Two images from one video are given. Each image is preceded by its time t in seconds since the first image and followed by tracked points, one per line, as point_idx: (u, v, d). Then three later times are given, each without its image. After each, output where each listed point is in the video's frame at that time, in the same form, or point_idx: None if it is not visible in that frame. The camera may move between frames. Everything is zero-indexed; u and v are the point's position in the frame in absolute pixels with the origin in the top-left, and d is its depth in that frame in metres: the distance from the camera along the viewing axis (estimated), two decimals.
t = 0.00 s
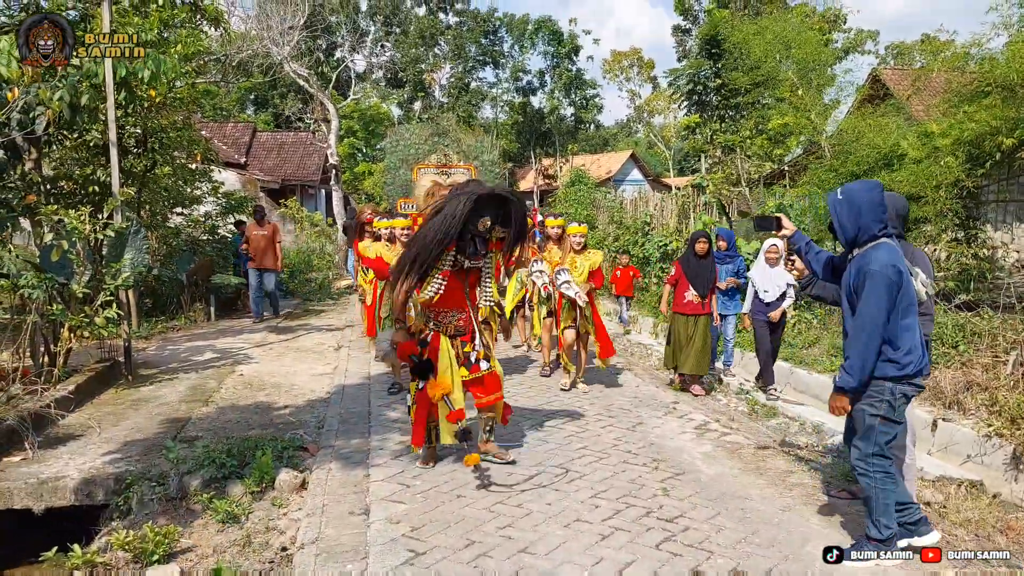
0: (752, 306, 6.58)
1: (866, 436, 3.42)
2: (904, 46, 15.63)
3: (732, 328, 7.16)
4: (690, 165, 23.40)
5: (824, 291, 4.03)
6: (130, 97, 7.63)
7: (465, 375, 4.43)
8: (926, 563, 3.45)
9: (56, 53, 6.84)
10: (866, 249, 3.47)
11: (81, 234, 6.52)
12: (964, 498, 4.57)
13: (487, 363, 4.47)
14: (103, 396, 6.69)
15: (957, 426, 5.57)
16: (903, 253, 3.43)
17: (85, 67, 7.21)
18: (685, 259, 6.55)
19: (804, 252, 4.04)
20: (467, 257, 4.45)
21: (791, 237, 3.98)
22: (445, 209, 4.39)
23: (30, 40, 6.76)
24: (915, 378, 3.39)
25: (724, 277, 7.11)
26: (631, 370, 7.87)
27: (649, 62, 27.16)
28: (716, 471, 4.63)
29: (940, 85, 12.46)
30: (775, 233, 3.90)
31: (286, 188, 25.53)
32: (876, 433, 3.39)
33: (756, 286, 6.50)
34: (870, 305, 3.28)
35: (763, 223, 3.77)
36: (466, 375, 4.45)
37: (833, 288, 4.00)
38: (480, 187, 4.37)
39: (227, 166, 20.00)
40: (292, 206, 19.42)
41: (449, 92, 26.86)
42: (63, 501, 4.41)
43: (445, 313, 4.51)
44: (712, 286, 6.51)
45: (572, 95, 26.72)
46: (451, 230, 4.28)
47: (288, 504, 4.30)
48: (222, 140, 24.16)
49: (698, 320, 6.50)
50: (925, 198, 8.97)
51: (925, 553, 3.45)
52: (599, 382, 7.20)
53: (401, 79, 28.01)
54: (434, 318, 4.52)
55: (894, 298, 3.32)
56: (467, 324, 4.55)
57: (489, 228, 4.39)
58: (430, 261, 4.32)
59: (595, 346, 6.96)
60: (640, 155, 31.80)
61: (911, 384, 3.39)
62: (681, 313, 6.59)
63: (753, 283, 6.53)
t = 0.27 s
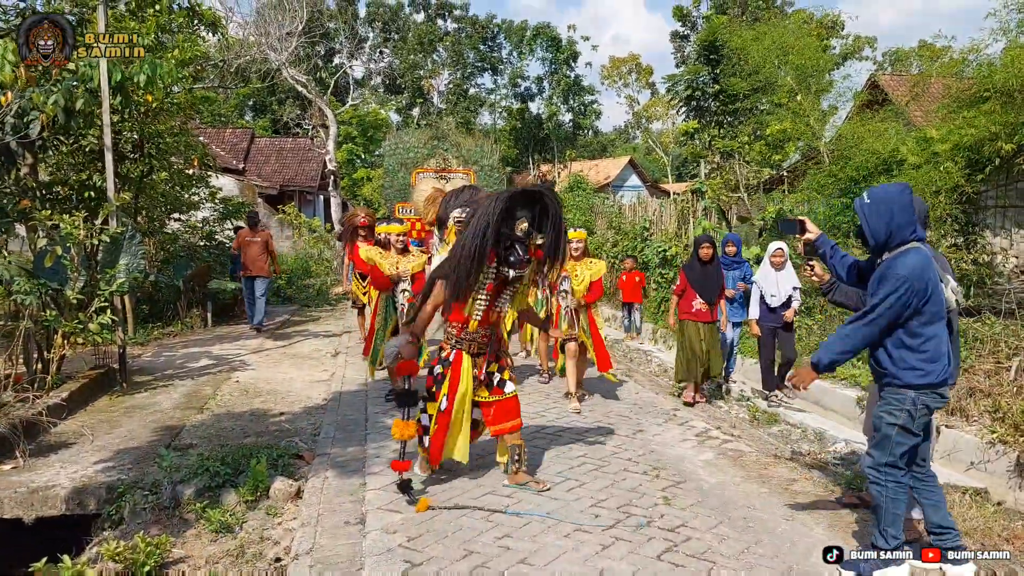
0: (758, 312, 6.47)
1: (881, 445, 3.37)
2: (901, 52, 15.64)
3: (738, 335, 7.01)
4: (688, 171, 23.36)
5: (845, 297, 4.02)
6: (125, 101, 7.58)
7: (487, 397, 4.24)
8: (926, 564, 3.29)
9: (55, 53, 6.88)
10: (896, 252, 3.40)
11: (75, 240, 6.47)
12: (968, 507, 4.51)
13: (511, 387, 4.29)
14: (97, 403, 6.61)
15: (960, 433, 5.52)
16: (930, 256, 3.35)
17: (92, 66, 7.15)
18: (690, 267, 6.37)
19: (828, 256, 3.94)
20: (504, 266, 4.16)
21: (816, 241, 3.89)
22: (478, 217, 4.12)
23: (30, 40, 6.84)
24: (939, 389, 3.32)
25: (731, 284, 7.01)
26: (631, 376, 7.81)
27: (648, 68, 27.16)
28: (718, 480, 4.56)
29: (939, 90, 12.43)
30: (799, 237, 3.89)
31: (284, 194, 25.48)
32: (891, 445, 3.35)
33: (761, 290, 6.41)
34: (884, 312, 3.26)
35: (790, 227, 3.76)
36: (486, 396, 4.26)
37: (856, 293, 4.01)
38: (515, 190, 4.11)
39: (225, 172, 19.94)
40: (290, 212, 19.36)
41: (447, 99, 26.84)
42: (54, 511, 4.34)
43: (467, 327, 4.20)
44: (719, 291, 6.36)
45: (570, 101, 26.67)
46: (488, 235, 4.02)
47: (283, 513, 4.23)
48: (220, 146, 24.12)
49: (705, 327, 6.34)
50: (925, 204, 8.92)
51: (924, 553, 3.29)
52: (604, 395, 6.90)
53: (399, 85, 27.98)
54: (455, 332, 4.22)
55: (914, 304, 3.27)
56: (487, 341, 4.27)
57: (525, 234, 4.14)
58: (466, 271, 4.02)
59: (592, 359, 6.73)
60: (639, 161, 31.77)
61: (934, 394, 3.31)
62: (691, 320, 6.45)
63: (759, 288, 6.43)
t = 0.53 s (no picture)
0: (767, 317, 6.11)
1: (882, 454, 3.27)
2: (900, 53, 15.58)
3: (744, 342, 6.69)
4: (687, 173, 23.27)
5: (863, 301, 3.75)
6: (117, 102, 7.46)
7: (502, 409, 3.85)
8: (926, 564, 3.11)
9: (55, 53, 7.00)
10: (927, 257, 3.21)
11: (66, 242, 6.37)
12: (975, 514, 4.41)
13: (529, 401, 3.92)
14: (87, 408, 6.50)
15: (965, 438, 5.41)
16: (966, 258, 3.15)
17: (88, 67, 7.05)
18: (695, 270, 6.08)
19: (857, 257, 3.74)
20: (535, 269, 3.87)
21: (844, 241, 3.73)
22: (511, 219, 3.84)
23: (30, 39, 6.94)
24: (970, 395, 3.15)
25: (740, 289, 6.75)
26: (631, 380, 7.70)
27: (647, 70, 27.06)
28: (719, 486, 4.45)
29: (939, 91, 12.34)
30: (825, 239, 3.76)
31: (281, 197, 25.37)
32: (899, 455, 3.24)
33: (770, 294, 6.08)
34: (929, 325, 3.00)
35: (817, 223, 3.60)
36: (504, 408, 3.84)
37: (874, 297, 3.72)
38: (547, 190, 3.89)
39: (222, 174, 19.84)
40: (287, 214, 19.25)
41: (445, 101, 26.76)
42: (40, 519, 4.23)
43: (485, 333, 3.82)
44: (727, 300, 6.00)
45: (568, 103, 26.46)
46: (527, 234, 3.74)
47: (274, 521, 4.13)
48: (217, 148, 24.02)
49: (712, 337, 5.99)
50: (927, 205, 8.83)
51: (924, 553, 3.11)
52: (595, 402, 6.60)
53: (397, 87, 27.88)
54: (470, 338, 3.83)
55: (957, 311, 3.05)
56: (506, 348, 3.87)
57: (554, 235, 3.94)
58: (504, 273, 3.70)
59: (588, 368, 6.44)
60: (637, 163, 31.68)
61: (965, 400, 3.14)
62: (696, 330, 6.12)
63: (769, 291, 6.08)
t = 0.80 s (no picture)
0: (781, 319, 5.98)
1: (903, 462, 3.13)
2: (901, 53, 15.50)
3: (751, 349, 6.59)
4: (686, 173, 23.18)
5: (878, 304, 3.71)
6: (110, 101, 7.36)
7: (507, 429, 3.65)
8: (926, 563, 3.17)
9: (55, 53, 6.99)
10: (947, 259, 3.08)
11: (59, 242, 6.28)
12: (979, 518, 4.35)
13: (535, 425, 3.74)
14: (79, 410, 6.41)
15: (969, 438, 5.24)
16: (990, 262, 3.00)
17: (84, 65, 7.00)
18: (702, 272, 5.96)
19: (878, 258, 3.63)
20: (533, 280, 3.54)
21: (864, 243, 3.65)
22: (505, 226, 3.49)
23: (31, 40, 6.96)
24: (1001, 396, 3.00)
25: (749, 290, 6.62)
26: (630, 381, 7.63)
27: (645, 70, 26.97)
28: (720, 490, 4.39)
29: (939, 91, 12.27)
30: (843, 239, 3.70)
31: (278, 197, 25.27)
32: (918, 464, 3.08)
33: (786, 296, 5.93)
34: (942, 333, 2.88)
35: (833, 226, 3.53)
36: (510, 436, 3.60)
37: (890, 301, 3.66)
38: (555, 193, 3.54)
39: (219, 174, 19.73)
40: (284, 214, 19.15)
41: (443, 101, 26.65)
42: (28, 524, 4.15)
43: (483, 351, 3.58)
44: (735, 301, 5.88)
45: (567, 103, 26.38)
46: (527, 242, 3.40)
47: (267, 526, 4.05)
48: (214, 148, 23.91)
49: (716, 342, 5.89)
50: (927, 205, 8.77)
51: (925, 553, 3.18)
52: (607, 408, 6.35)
53: (395, 87, 27.77)
54: (468, 358, 3.60)
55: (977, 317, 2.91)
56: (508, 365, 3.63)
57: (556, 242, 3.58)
58: (499, 283, 3.39)
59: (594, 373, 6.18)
60: (636, 164, 31.60)
61: (998, 400, 2.99)
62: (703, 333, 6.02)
63: (784, 292, 5.94)
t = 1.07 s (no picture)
0: (789, 323, 5.82)
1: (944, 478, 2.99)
2: (895, 51, 15.51)
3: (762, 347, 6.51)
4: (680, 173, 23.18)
5: (893, 305, 3.64)
6: (102, 102, 7.29)
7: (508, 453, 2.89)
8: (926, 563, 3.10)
9: (55, 53, 6.91)
10: (959, 258, 3.06)
11: (49, 244, 6.21)
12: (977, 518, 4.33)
13: (545, 440, 2.89)
14: (71, 414, 6.34)
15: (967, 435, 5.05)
16: (1005, 260, 2.97)
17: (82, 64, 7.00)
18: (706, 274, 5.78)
19: (891, 259, 3.53)
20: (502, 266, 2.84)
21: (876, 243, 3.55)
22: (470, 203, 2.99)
23: (31, 40, 6.89)
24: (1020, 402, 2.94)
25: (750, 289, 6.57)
26: (626, 382, 7.59)
27: (640, 70, 26.97)
28: (717, 492, 4.35)
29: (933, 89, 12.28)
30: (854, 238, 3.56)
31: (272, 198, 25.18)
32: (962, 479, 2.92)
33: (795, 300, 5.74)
34: (959, 333, 2.83)
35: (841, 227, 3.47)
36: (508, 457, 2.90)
37: (905, 302, 3.60)
38: (534, 163, 3.00)
39: (212, 176, 19.64)
40: (278, 216, 19.07)
41: (437, 101, 26.60)
42: (17, 531, 4.09)
43: (481, 361, 2.97)
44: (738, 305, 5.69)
45: (562, 103, 26.34)
46: (477, 204, 2.89)
47: (259, 532, 3.99)
48: (208, 149, 23.82)
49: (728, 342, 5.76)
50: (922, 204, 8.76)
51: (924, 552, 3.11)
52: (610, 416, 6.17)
53: (389, 88, 27.69)
54: (467, 366, 3.00)
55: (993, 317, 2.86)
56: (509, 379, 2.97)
57: (542, 229, 2.79)
58: (440, 248, 2.92)
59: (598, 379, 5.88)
60: (630, 164, 31.61)
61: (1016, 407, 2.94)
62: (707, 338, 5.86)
63: (791, 296, 5.77)
